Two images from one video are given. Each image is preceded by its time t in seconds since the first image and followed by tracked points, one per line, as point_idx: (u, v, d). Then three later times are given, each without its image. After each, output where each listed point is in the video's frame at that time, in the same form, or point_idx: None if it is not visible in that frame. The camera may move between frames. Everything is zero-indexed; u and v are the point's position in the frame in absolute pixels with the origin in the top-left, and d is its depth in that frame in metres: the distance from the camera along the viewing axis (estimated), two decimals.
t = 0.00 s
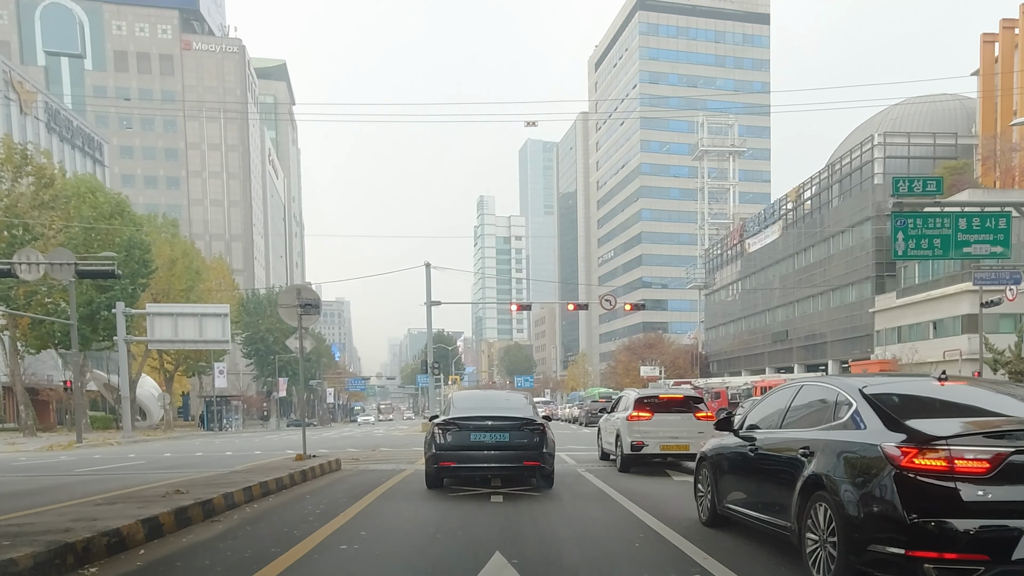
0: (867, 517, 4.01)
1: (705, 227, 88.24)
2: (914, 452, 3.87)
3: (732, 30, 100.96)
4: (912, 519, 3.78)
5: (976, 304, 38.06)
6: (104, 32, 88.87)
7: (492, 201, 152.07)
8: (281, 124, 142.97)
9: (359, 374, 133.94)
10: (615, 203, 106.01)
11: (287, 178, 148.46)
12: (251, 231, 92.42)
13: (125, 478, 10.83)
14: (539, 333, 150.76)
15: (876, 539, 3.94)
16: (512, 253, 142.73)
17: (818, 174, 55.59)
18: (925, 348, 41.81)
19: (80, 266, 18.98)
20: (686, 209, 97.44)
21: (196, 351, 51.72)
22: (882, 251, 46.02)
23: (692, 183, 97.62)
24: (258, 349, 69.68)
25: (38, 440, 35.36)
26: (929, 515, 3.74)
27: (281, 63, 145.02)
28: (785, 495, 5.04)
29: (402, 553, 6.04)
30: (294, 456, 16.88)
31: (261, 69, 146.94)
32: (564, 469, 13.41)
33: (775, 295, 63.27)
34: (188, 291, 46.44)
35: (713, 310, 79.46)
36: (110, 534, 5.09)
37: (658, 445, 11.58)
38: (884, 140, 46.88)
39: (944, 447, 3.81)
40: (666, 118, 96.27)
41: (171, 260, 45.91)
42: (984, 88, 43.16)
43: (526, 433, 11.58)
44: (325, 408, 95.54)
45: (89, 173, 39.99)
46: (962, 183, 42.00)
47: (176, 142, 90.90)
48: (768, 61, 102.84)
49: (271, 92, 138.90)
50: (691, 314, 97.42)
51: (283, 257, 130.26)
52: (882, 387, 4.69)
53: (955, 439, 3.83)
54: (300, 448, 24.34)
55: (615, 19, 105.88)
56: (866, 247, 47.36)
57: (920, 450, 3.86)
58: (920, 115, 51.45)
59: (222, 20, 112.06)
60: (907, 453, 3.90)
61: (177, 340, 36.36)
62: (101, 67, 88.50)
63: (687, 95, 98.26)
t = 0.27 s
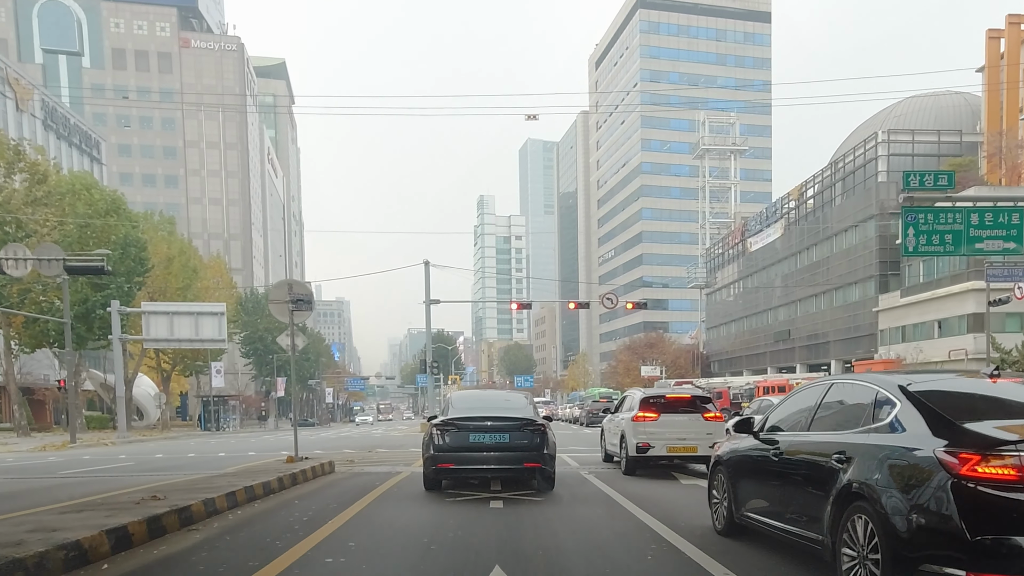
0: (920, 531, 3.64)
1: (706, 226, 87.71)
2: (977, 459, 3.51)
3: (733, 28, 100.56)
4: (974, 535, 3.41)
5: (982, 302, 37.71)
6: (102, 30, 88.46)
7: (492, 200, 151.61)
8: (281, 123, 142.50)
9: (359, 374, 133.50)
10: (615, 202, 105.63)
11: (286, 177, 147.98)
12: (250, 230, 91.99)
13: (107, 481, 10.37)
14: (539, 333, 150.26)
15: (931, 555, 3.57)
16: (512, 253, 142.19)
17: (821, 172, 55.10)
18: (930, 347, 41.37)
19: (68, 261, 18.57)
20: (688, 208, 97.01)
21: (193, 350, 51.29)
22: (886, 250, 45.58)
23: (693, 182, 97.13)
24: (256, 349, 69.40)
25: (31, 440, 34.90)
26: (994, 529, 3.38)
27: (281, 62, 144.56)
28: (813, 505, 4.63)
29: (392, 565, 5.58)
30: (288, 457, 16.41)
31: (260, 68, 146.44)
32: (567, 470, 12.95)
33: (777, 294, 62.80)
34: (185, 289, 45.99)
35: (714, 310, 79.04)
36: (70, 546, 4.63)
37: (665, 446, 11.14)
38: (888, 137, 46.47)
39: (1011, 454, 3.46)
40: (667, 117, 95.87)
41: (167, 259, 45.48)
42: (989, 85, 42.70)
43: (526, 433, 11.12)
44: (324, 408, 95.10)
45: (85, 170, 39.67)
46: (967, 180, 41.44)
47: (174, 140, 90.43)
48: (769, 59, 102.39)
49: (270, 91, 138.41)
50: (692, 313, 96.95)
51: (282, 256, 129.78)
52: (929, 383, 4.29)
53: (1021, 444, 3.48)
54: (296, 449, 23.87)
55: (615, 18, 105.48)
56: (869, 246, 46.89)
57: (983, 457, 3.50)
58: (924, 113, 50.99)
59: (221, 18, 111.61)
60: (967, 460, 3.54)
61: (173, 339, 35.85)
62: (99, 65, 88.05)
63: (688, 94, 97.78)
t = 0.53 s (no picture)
0: (984, 548, 3.26)
1: (707, 225, 87.26)
2: None
3: (734, 27, 100.17)
4: None
5: (987, 301, 37.26)
6: (99, 28, 88.09)
7: (493, 200, 151.15)
8: (280, 122, 142.08)
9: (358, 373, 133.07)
10: (615, 201, 105.31)
11: (286, 176, 147.60)
12: (248, 230, 91.60)
13: (88, 485, 9.93)
14: (539, 332, 149.84)
15: None
16: (512, 252, 141.75)
17: (824, 170, 54.64)
18: (934, 347, 40.92)
19: (57, 257, 18.36)
20: (689, 207, 96.55)
21: (191, 350, 50.86)
22: (890, 248, 45.13)
23: (694, 181, 96.66)
24: (255, 349, 69.12)
25: (25, 440, 34.48)
26: None
27: (280, 61, 144.18)
28: (846, 514, 4.26)
29: None
30: (282, 459, 16.00)
31: (259, 67, 146.06)
32: (568, 472, 12.52)
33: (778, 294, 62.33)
34: (182, 288, 45.52)
35: (715, 310, 78.63)
36: (24, 561, 4.21)
37: (672, 448, 10.72)
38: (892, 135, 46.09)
39: None
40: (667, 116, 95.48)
41: (164, 257, 45.04)
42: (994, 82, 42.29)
43: (526, 434, 10.68)
44: (323, 408, 94.70)
45: (81, 168, 39.31)
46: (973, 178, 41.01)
47: (173, 139, 89.99)
48: (770, 58, 101.92)
49: (270, 90, 138.08)
50: (693, 313, 96.51)
51: (281, 256, 129.34)
52: (982, 380, 3.89)
53: None
54: (292, 450, 23.43)
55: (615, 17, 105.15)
56: (873, 244, 46.43)
57: None
58: (928, 110, 50.53)
59: (220, 16, 111.26)
60: None
61: (169, 338, 35.38)
62: (97, 64, 87.60)
63: (689, 93, 97.36)
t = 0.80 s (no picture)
0: None
1: (709, 224, 86.80)
2: None
3: (735, 26, 99.81)
4: None
5: (992, 300, 36.88)
6: (97, 27, 87.71)
7: (493, 199, 150.75)
8: (280, 121, 141.66)
9: (358, 374, 132.63)
10: (615, 201, 105.01)
11: (285, 176, 147.12)
12: (247, 229, 91.22)
13: (69, 491, 9.50)
14: (539, 332, 149.45)
15: None
16: (512, 252, 141.34)
17: (826, 169, 54.28)
18: (939, 346, 40.53)
19: (46, 254, 18.12)
20: (689, 206, 96.19)
21: (188, 350, 50.47)
22: (893, 247, 44.75)
23: (695, 180, 96.25)
24: (253, 350, 69.01)
25: (19, 442, 34.02)
26: None
27: (280, 61, 143.82)
28: (890, 526, 3.95)
29: None
30: (277, 461, 15.60)
31: (258, 66, 145.65)
32: (570, 474, 12.12)
33: (780, 293, 61.93)
34: (179, 288, 45.14)
35: (716, 309, 78.27)
36: None
37: (678, 450, 10.33)
38: (895, 132, 45.84)
39: None
40: (667, 115, 95.14)
41: (161, 256, 44.60)
42: (998, 79, 41.92)
43: (527, 434, 10.29)
44: (322, 408, 94.36)
45: (76, 166, 38.86)
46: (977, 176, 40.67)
47: (171, 138, 89.54)
48: (771, 57, 101.57)
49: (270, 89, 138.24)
50: (693, 313, 96.12)
51: (280, 256, 128.90)
52: None
53: None
54: (289, 451, 23.02)
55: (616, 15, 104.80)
56: (876, 243, 46.03)
57: None
58: (932, 107, 50.18)
59: (218, 15, 110.92)
60: None
61: (166, 338, 34.99)
62: (96, 63, 87.23)
63: (690, 92, 96.98)
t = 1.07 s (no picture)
0: None
1: (709, 224, 86.47)
2: None
3: (736, 25, 99.44)
4: None
5: (997, 299, 36.53)
6: (96, 26, 87.41)
7: (493, 200, 150.40)
8: (279, 122, 141.32)
9: (357, 374, 132.23)
10: (616, 201, 104.65)
11: (285, 177, 146.73)
12: (246, 230, 90.79)
13: (51, 496, 9.13)
14: (539, 333, 149.10)
15: None
16: (512, 253, 140.99)
17: (828, 167, 53.92)
18: (943, 346, 40.14)
19: (36, 252, 17.80)
20: (690, 206, 95.90)
21: (186, 350, 50.09)
22: (897, 246, 44.35)
23: (695, 180, 95.97)
24: (252, 351, 68.90)
25: (13, 443, 33.62)
26: None
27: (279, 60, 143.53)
28: (933, 540, 3.62)
29: None
30: (271, 463, 15.19)
31: (258, 66, 145.32)
32: (572, 477, 11.73)
33: (781, 293, 61.54)
34: (176, 288, 44.77)
35: (717, 310, 77.93)
36: None
37: (685, 453, 9.96)
38: (897, 131, 45.56)
39: None
40: (668, 115, 94.81)
41: (159, 256, 44.24)
42: (1003, 76, 41.55)
43: (528, 436, 9.92)
44: (321, 409, 93.96)
45: (72, 164, 38.45)
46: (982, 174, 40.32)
47: (170, 138, 89.13)
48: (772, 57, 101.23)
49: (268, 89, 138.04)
50: (694, 313, 95.71)
51: (280, 256, 128.55)
52: None
53: None
54: (285, 453, 22.63)
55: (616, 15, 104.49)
56: (879, 242, 45.62)
57: None
58: (935, 105, 49.86)
59: (217, 14, 110.54)
60: None
61: (162, 338, 34.58)
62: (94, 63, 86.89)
63: (690, 92, 96.57)
